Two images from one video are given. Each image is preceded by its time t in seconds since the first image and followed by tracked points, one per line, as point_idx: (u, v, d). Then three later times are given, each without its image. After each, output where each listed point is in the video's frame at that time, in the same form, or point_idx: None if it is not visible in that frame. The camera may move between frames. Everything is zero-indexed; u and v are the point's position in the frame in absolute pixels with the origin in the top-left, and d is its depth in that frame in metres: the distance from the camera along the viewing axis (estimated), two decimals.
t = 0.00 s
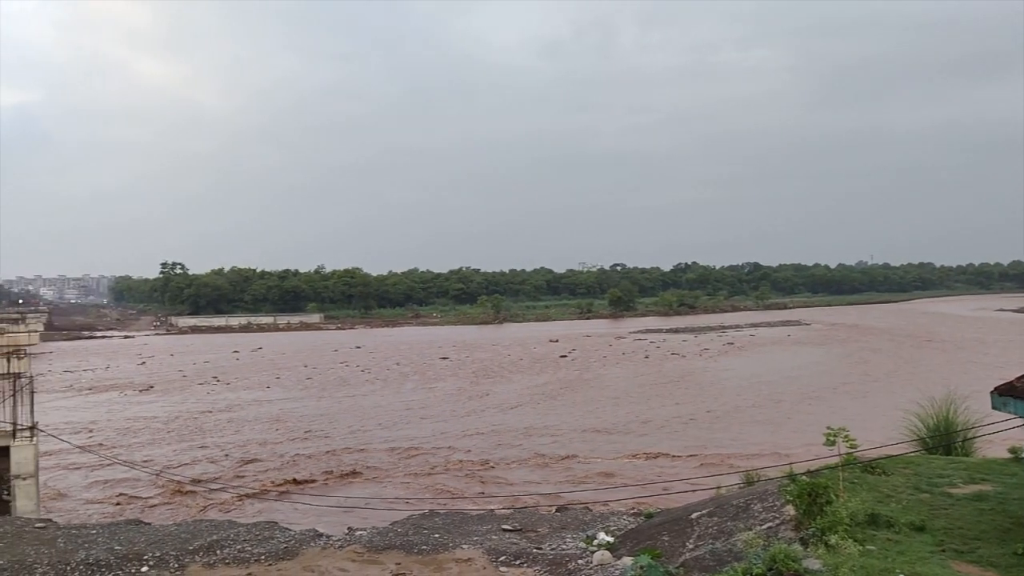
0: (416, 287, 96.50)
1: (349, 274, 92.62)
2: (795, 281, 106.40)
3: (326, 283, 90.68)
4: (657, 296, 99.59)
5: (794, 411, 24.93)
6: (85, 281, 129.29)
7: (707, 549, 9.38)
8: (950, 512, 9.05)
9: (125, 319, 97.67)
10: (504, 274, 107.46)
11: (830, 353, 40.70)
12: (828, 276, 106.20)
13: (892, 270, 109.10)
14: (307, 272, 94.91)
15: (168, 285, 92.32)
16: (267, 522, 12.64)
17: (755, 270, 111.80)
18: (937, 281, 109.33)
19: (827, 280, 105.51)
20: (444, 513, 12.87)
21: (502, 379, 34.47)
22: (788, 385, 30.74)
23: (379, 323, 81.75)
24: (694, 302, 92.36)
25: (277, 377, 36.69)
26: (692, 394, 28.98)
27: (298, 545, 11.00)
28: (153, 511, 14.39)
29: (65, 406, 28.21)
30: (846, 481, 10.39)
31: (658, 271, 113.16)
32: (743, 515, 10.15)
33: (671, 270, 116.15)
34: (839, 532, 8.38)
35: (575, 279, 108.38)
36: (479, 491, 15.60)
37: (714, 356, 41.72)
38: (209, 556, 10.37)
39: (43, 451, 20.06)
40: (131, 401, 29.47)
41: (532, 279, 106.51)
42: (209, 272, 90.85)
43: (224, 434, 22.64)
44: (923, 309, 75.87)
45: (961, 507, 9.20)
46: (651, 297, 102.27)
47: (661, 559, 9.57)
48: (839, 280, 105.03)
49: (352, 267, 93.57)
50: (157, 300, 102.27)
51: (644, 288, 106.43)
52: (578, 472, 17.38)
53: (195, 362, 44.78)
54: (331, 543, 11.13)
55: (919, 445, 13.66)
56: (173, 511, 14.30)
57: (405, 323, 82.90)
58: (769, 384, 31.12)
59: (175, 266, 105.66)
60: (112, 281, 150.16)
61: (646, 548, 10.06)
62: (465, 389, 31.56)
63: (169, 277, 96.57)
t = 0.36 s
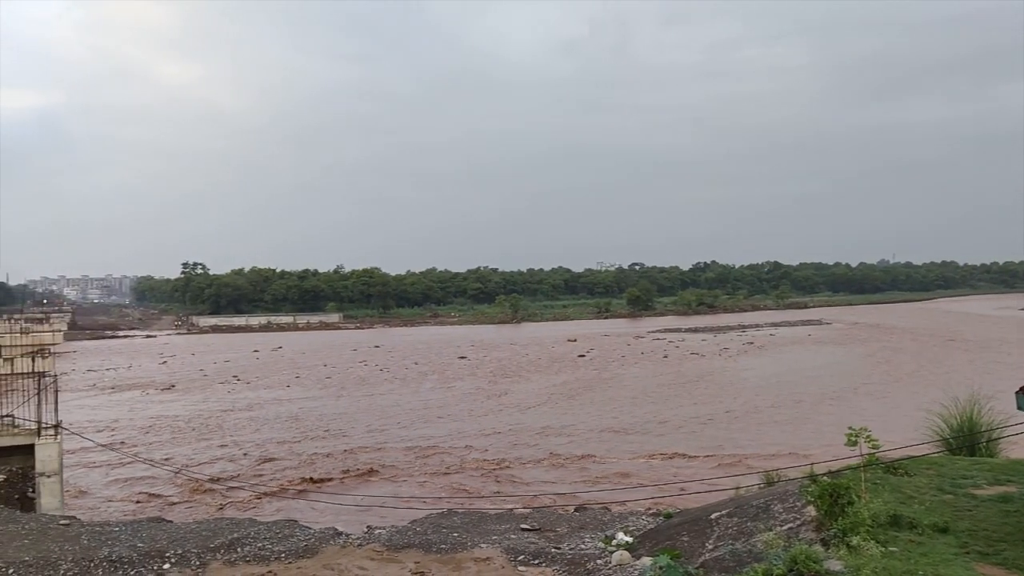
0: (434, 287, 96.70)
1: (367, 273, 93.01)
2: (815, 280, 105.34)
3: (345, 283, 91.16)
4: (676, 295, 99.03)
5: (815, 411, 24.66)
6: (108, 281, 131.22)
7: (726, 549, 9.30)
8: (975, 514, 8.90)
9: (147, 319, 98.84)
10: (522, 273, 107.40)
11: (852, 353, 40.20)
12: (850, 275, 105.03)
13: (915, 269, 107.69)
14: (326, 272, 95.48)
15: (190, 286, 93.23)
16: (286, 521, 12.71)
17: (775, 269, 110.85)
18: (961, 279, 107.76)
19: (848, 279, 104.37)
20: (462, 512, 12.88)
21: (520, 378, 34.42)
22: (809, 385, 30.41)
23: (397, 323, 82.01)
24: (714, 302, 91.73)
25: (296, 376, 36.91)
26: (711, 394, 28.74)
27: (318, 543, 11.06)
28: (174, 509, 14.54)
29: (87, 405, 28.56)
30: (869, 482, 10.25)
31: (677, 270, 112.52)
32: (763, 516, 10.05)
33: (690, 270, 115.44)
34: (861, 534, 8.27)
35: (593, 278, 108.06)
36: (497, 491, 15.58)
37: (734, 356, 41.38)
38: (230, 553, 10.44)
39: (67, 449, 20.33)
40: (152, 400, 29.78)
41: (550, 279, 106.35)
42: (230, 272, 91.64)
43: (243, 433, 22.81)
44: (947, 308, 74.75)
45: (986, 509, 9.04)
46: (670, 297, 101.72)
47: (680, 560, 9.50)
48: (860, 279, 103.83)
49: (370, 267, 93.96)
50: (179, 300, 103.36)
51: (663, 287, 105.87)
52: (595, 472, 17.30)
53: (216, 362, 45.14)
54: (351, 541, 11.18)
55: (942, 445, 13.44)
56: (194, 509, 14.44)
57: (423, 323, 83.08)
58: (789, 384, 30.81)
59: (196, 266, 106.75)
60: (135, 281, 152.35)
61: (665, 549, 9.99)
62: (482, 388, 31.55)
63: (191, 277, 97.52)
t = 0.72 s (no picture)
0: (450, 287, 96.89)
1: (384, 274, 93.37)
2: (833, 279, 104.50)
3: (361, 283, 91.59)
4: (693, 295, 98.58)
5: (833, 412, 24.44)
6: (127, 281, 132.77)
7: (743, 551, 9.23)
8: (997, 516, 8.76)
9: (166, 319, 99.86)
10: (537, 273, 107.37)
11: (871, 353, 39.82)
12: (868, 274, 104.03)
13: (934, 269, 106.41)
14: (343, 272, 95.95)
15: (208, 286, 94.04)
16: (303, 520, 12.77)
17: (792, 268, 109.98)
18: (981, 279, 106.30)
19: (867, 279, 103.36)
20: (478, 513, 12.88)
21: (536, 378, 34.39)
22: (826, 385, 30.13)
23: (413, 323, 82.27)
24: (731, 302, 91.21)
25: (312, 376, 37.11)
26: (727, 395, 28.55)
27: (334, 543, 11.11)
28: (191, 508, 14.66)
29: (107, 404, 28.88)
30: (888, 484, 10.13)
31: (693, 270, 111.97)
32: (781, 517, 9.96)
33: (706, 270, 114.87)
34: (880, 535, 8.17)
35: (609, 278, 107.78)
36: (511, 491, 15.57)
37: (751, 356, 41.13)
38: (247, 552, 10.50)
39: (87, 448, 20.56)
40: (171, 400, 30.06)
41: (566, 279, 106.23)
42: (247, 273, 92.33)
43: (260, 432, 22.98)
44: (968, 308, 73.83)
45: (1008, 511, 8.90)
46: (687, 297, 101.28)
47: (697, 561, 9.44)
48: (879, 278, 102.76)
49: (386, 267, 94.34)
50: (197, 301, 104.35)
51: (679, 287, 105.41)
52: (610, 472, 17.24)
53: (234, 362, 45.48)
54: (367, 541, 11.20)
55: (962, 447, 13.27)
56: (210, 508, 14.54)
57: (439, 323, 83.26)
58: (806, 384, 30.55)
59: (214, 267, 107.72)
60: (154, 282, 154.38)
61: (682, 550, 9.94)
62: (498, 388, 31.56)
63: (209, 278, 98.43)
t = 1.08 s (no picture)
0: (467, 287, 97.07)
1: (401, 274, 93.77)
2: (853, 279, 103.48)
3: (379, 284, 92.07)
4: (711, 296, 98.10)
5: (854, 413, 24.19)
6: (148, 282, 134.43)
7: (762, 553, 9.15)
8: (1021, 520, 8.61)
9: (186, 319, 100.92)
10: (554, 274, 107.29)
11: (892, 354, 39.40)
12: (889, 274, 102.87)
13: (956, 269, 105.02)
14: (360, 273, 96.43)
15: (227, 286, 94.94)
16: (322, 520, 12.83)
17: (811, 268, 109.00)
18: (1005, 279, 104.85)
19: (887, 279, 102.21)
20: (496, 513, 12.88)
21: (553, 379, 34.35)
22: (846, 386, 29.83)
23: (430, 323, 82.53)
24: (749, 303, 90.61)
25: (331, 376, 37.33)
26: (746, 396, 28.34)
27: (353, 542, 11.15)
28: (211, 507, 14.78)
29: (129, 404, 29.24)
30: (909, 486, 10.01)
31: (711, 270, 111.33)
32: (801, 519, 9.87)
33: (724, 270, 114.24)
34: (901, 538, 8.07)
35: (626, 279, 107.43)
36: (528, 491, 15.55)
37: (770, 357, 40.83)
38: (266, 552, 10.55)
39: (109, 447, 20.79)
40: (191, 399, 30.37)
41: (583, 279, 106.07)
42: (266, 273, 93.09)
43: (279, 432, 23.14)
44: (992, 308, 72.77)
45: None
46: (704, 297, 100.74)
47: (716, 563, 9.36)
48: (900, 278, 101.61)
49: (404, 268, 94.74)
50: (217, 301, 105.38)
51: (697, 288, 104.87)
52: (627, 474, 17.17)
53: (253, 362, 45.86)
54: (385, 540, 11.23)
55: (985, 449, 13.07)
56: (229, 507, 14.66)
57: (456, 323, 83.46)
58: (825, 385, 30.27)
59: (233, 267, 108.68)
60: (174, 282, 156.26)
61: (701, 552, 9.87)
62: (515, 389, 31.58)
63: (228, 278, 99.35)
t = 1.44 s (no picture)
0: (482, 288, 97.22)
1: (417, 275, 94.13)
2: (871, 280, 102.60)
3: (395, 285, 92.49)
4: (727, 296, 97.59)
5: (872, 415, 23.97)
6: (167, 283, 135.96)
7: (781, 555, 9.07)
8: None
9: (205, 320, 101.83)
10: (570, 274, 107.19)
11: (912, 355, 39.01)
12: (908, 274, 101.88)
13: (976, 269, 103.77)
14: (376, 273, 96.87)
15: (245, 287, 95.69)
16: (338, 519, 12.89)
17: (829, 268, 108.18)
18: None
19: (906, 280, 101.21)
20: (512, 514, 12.87)
21: (568, 380, 34.31)
22: (863, 388, 29.58)
23: (446, 324, 82.75)
24: (766, 303, 90.05)
25: (347, 376, 37.54)
26: (763, 397, 28.17)
27: (369, 542, 11.19)
28: (229, 506, 14.88)
29: (148, 404, 29.56)
30: (929, 488, 9.90)
31: (727, 271, 110.73)
32: (819, 521, 9.79)
33: (741, 270, 113.62)
34: (921, 541, 7.96)
35: (642, 279, 107.08)
36: (543, 492, 15.53)
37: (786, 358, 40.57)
38: (283, 551, 10.62)
39: (128, 447, 21.01)
40: (209, 399, 30.65)
41: (599, 279, 105.91)
42: (283, 275, 93.77)
43: (295, 432, 23.28)
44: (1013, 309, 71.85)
45: None
46: (721, 298, 100.24)
47: (733, 565, 9.29)
48: (919, 279, 100.61)
49: (420, 268, 95.10)
50: (234, 301, 106.29)
51: (713, 288, 104.37)
52: (642, 475, 17.12)
53: (271, 362, 46.22)
54: (401, 541, 11.26)
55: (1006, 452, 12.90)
56: (246, 507, 14.74)
57: (471, 323, 83.70)
58: (842, 387, 30.04)
59: (250, 269, 109.52)
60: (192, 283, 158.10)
61: (718, 553, 9.80)
62: (530, 389, 31.58)
63: (245, 279, 100.16)
